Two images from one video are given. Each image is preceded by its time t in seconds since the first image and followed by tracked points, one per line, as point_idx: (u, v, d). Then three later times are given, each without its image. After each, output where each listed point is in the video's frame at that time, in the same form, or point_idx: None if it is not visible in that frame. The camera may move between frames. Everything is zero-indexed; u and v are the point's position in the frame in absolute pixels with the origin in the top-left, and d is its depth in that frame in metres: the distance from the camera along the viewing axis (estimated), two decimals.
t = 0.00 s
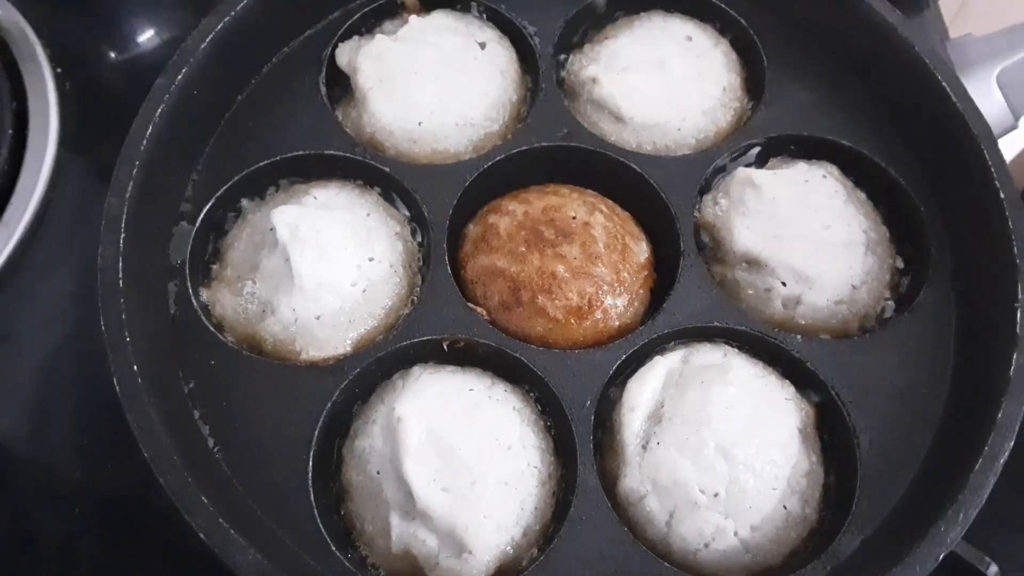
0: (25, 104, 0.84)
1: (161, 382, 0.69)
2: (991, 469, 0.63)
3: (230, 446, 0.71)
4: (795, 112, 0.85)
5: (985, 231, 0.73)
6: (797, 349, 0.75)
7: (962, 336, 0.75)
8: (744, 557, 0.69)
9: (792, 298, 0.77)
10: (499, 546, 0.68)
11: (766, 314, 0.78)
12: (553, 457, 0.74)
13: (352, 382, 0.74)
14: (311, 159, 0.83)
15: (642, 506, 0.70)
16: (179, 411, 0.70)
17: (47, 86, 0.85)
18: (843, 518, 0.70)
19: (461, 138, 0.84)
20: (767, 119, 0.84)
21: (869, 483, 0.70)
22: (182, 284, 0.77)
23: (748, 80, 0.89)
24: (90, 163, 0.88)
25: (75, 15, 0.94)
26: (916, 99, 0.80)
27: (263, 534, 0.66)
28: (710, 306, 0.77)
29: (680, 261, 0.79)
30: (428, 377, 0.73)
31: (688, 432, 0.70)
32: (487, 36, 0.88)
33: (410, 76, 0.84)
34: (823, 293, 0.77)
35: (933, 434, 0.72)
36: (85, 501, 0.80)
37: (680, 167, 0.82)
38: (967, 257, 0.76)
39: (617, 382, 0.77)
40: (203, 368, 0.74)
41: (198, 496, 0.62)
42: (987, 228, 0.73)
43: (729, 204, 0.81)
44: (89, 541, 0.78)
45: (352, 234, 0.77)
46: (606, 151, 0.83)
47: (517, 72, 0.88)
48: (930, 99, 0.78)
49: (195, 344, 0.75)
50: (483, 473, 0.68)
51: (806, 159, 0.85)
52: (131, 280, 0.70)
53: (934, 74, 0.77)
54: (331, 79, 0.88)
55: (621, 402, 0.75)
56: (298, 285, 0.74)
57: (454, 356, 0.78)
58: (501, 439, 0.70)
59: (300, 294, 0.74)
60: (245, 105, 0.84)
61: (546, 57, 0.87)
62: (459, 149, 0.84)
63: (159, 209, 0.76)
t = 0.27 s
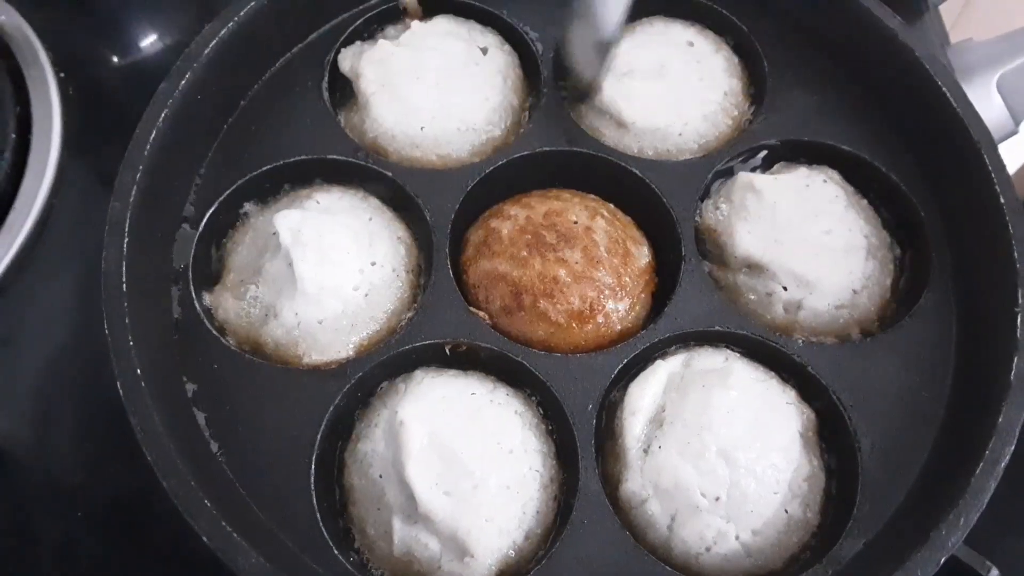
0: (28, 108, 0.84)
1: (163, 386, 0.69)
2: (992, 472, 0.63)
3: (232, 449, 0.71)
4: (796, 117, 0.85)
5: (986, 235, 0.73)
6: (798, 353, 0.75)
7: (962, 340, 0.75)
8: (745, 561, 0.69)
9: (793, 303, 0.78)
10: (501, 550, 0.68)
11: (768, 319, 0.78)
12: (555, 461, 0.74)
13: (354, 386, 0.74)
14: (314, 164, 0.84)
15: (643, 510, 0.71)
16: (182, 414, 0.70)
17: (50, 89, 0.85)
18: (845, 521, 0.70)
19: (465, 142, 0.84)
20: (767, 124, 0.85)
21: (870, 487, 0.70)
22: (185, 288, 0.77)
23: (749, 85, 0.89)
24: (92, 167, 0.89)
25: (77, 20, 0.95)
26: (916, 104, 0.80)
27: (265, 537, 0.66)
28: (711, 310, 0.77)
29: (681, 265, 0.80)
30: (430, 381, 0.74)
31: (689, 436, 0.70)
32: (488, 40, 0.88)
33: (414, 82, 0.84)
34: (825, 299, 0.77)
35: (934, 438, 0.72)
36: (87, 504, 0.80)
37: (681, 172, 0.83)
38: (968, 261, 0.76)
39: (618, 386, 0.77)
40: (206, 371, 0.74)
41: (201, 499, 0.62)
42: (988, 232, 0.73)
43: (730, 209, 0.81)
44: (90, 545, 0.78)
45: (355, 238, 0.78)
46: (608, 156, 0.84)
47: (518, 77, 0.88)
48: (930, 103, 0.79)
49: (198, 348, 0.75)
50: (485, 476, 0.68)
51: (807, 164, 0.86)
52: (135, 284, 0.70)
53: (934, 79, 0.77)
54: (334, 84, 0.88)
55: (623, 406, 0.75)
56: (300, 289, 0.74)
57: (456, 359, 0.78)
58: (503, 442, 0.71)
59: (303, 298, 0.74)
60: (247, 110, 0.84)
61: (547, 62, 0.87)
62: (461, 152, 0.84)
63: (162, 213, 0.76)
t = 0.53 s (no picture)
0: (27, 108, 0.84)
1: (162, 386, 0.69)
2: (992, 473, 0.63)
3: (232, 449, 0.71)
4: (796, 117, 0.85)
5: (986, 235, 0.73)
6: (798, 353, 0.75)
7: (962, 340, 0.75)
8: (745, 561, 0.69)
9: (793, 302, 0.78)
10: (500, 551, 0.68)
11: (767, 319, 0.78)
12: (555, 461, 0.74)
13: (354, 386, 0.74)
14: (313, 164, 0.83)
15: (643, 510, 0.70)
16: (181, 415, 0.70)
17: (49, 89, 0.85)
18: (845, 522, 0.70)
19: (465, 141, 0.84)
20: (767, 124, 0.85)
21: (870, 487, 0.70)
22: (184, 288, 0.77)
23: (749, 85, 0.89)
24: (91, 167, 0.88)
25: (76, 20, 0.95)
26: (916, 103, 0.80)
27: (265, 538, 0.66)
28: (711, 310, 0.77)
29: (681, 265, 0.79)
30: (429, 381, 0.74)
31: (689, 436, 0.70)
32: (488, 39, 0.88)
33: (414, 81, 0.84)
34: (825, 299, 0.77)
35: (934, 437, 0.72)
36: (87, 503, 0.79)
37: (681, 172, 0.82)
38: (968, 261, 0.76)
39: (618, 386, 0.77)
40: (205, 372, 0.74)
41: (200, 500, 0.62)
42: (988, 232, 0.73)
43: (730, 209, 0.81)
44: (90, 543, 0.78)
45: (354, 238, 0.78)
46: (607, 155, 0.84)
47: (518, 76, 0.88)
48: (931, 103, 0.78)
49: (197, 348, 0.75)
50: (485, 476, 0.68)
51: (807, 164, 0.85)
52: (133, 284, 0.70)
53: (934, 78, 0.77)
54: (333, 83, 0.88)
55: (622, 406, 0.75)
56: (299, 289, 0.74)
57: (456, 359, 0.78)
58: (502, 443, 0.70)
59: (302, 298, 0.74)
60: (247, 110, 0.84)
61: (547, 62, 0.87)
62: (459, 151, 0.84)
63: (161, 214, 0.76)
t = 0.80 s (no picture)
0: (24, 105, 0.84)
1: (160, 384, 0.69)
2: (991, 471, 0.63)
3: (230, 448, 0.71)
4: (795, 114, 0.85)
5: (985, 233, 0.73)
6: (797, 350, 0.75)
7: (961, 337, 0.75)
8: (744, 559, 0.69)
9: (792, 300, 0.77)
10: (499, 548, 0.68)
11: (766, 316, 0.78)
12: (553, 459, 0.74)
13: (352, 384, 0.74)
14: (311, 161, 0.83)
15: (642, 508, 0.70)
16: (179, 412, 0.70)
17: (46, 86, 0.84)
18: (843, 520, 0.70)
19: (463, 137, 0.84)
20: (766, 121, 0.85)
21: (869, 485, 0.70)
22: (182, 286, 0.76)
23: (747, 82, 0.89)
24: (89, 165, 0.88)
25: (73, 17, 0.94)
26: (915, 101, 0.80)
27: (263, 536, 0.66)
28: (710, 307, 0.77)
29: (680, 263, 0.79)
30: (428, 379, 0.73)
31: (688, 434, 0.70)
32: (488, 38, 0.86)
33: (412, 78, 0.83)
34: (824, 296, 0.77)
35: (933, 435, 0.72)
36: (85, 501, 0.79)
37: (679, 169, 0.82)
38: (967, 258, 0.76)
39: (617, 383, 0.77)
40: (202, 369, 0.74)
41: (198, 498, 0.62)
42: (987, 230, 0.73)
43: (728, 206, 0.81)
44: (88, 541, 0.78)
45: (352, 235, 0.77)
46: (606, 153, 0.83)
47: (516, 74, 0.88)
48: (930, 101, 0.78)
49: (195, 345, 0.74)
50: (483, 474, 0.68)
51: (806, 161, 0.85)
52: (131, 282, 0.69)
53: (934, 76, 0.77)
54: (331, 81, 0.88)
55: (621, 404, 0.75)
56: (297, 286, 0.74)
57: (454, 357, 0.78)
58: (501, 440, 0.70)
59: (299, 295, 0.74)
60: (244, 107, 0.84)
61: (546, 59, 0.87)
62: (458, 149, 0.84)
63: (159, 211, 0.76)
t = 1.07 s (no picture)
0: (19, 101, 0.83)
1: (156, 382, 0.68)
2: (992, 468, 0.62)
3: (226, 446, 0.71)
4: (795, 110, 0.85)
5: (986, 229, 0.73)
6: (797, 348, 0.75)
7: (962, 334, 0.74)
8: (743, 557, 0.68)
9: (792, 297, 0.77)
10: (497, 547, 0.67)
11: (766, 313, 0.78)
12: (552, 457, 0.74)
13: (349, 382, 0.74)
14: (309, 158, 0.83)
15: (641, 506, 0.70)
16: (175, 410, 0.69)
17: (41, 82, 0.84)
18: (843, 518, 0.70)
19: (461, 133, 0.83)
20: (766, 117, 0.84)
21: (869, 483, 0.70)
22: (178, 283, 0.76)
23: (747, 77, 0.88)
24: (84, 161, 0.88)
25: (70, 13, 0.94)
26: (916, 96, 0.80)
27: (260, 535, 0.66)
28: (709, 304, 0.77)
29: (680, 260, 0.79)
30: (426, 377, 0.73)
31: (687, 432, 0.70)
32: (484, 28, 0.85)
33: (410, 74, 0.83)
34: (825, 292, 0.76)
35: (934, 432, 0.72)
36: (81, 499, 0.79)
37: (679, 166, 0.82)
38: (968, 254, 0.75)
39: (615, 381, 0.76)
40: (199, 367, 0.73)
41: (194, 497, 0.61)
42: (988, 227, 0.72)
43: (728, 202, 0.81)
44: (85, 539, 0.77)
45: (349, 232, 0.77)
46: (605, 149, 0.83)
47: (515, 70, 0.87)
48: (930, 96, 0.78)
49: (191, 343, 0.74)
50: (481, 473, 0.68)
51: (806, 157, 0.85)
52: (126, 279, 0.69)
53: (934, 71, 0.76)
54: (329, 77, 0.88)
55: (620, 402, 0.74)
56: (294, 284, 0.73)
57: (453, 354, 0.78)
58: (499, 439, 0.70)
59: (296, 292, 0.74)
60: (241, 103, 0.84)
61: (544, 55, 0.87)
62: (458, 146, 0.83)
63: (155, 208, 0.75)
